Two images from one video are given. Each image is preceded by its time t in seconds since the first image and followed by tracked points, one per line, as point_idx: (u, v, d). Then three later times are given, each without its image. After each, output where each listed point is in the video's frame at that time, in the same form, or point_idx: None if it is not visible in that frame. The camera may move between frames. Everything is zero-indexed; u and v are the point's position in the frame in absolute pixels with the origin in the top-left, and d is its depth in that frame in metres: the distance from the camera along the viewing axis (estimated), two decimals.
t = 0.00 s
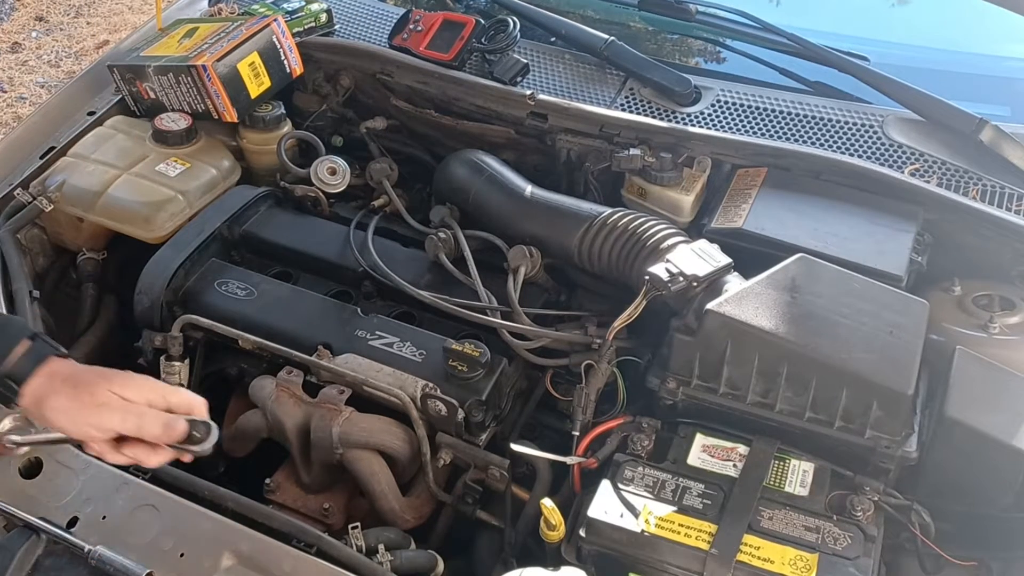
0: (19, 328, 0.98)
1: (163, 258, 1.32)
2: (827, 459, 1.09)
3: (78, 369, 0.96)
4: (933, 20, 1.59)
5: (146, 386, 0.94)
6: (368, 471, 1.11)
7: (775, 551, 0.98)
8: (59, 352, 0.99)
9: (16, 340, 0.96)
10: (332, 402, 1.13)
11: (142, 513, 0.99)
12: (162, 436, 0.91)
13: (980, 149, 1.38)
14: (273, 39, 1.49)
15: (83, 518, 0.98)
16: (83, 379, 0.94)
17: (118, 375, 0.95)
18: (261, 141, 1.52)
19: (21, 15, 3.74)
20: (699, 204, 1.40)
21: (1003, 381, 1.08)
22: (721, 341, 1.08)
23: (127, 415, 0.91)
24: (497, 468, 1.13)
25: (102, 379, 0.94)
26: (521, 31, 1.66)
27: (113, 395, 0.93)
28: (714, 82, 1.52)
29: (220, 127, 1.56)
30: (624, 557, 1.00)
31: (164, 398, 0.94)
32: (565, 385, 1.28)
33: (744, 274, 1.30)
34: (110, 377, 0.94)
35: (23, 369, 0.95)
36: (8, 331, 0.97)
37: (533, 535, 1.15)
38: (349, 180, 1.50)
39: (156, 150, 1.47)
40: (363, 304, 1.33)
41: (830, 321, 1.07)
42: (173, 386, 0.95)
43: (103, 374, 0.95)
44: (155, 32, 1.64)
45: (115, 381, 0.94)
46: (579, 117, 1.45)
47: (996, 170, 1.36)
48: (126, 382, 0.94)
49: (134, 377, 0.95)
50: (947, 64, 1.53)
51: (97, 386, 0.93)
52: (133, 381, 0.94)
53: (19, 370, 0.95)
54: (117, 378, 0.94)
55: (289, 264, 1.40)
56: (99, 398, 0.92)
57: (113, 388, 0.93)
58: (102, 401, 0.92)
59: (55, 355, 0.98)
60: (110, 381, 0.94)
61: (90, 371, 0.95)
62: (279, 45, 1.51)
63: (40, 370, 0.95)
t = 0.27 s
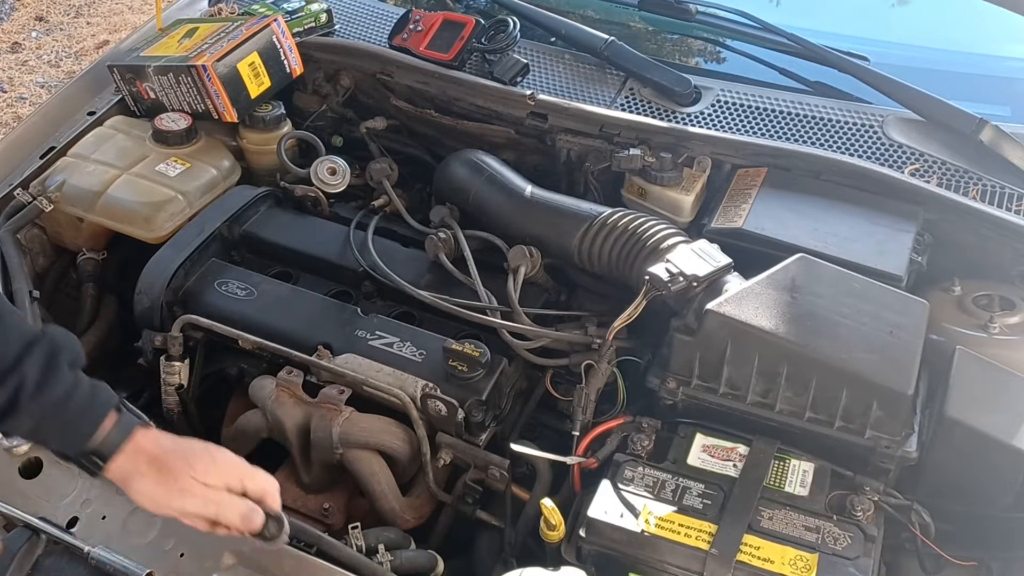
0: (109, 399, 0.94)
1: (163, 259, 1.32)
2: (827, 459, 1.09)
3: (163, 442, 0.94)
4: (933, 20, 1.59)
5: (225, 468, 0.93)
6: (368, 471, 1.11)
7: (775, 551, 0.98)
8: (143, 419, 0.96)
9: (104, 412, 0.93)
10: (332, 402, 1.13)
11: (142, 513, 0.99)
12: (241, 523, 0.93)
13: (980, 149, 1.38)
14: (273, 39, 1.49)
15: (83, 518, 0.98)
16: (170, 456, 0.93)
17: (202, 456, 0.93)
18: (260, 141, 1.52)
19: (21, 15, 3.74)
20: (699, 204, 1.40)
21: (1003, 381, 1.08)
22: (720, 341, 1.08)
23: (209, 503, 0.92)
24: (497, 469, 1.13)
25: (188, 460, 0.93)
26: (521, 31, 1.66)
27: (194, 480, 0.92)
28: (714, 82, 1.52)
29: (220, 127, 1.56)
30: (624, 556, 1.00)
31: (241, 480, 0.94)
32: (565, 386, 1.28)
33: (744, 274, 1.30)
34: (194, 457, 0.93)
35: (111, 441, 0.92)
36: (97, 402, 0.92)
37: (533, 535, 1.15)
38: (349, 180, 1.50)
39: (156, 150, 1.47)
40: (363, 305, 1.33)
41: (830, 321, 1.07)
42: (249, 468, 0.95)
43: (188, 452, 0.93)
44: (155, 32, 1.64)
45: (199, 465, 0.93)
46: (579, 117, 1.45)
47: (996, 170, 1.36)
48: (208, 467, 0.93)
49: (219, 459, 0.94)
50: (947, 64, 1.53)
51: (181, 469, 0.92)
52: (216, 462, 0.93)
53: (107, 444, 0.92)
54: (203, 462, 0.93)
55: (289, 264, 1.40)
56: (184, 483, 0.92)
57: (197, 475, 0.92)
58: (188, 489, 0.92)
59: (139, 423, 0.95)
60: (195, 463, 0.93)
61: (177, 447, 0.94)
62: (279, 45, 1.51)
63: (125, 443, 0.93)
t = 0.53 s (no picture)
0: (148, 457, 0.94)
1: (163, 259, 1.32)
2: (827, 459, 1.09)
3: (198, 502, 0.96)
4: (933, 20, 1.59)
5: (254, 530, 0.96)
6: (368, 471, 1.11)
7: (775, 551, 0.98)
8: (179, 475, 0.97)
9: (143, 472, 0.93)
10: (332, 402, 1.13)
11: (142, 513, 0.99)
12: None
13: (980, 149, 1.38)
14: (273, 39, 1.49)
15: (83, 518, 0.99)
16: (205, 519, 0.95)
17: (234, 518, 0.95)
18: (260, 141, 1.52)
19: (21, 15, 3.75)
20: (699, 204, 1.40)
21: (1003, 381, 1.08)
22: (720, 341, 1.08)
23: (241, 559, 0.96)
24: (497, 468, 1.13)
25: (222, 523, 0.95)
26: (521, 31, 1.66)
27: (225, 542, 0.94)
28: (714, 82, 1.52)
29: (220, 128, 1.56)
30: (624, 556, 1.00)
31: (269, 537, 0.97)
32: (565, 386, 1.28)
33: (744, 274, 1.30)
34: (228, 520, 0.95)
35: (150, 503, 0.94)
36: (138, 463, 0.92)
37: (533, 535, 1.15)
38: (349, 180, 1.50)
39: (156, 150, 1.47)
40: (363, 305, 1.33)
41: (830, 321, 1.07)
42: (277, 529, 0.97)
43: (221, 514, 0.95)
44: (155, 32, 1.64)
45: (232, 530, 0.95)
46: (579, 117, 1.45)
47: (996, 170, 1.36)
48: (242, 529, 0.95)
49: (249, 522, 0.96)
50: (947, 64, 1.53)
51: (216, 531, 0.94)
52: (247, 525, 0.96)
53: (147, 507, 0.94)
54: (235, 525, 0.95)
55: (289, 264, 1.40)
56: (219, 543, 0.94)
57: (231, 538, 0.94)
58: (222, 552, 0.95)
59: (177, 480, 0.97)
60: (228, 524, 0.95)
61: (211, 508, 0.96)
62: (279, 45, 1.51)
63: (164, 504, 0.95)
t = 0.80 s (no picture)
0: (135, 484, 0.94)
1: (163, 259, 1.32)
2: (827, 459, 1.09)
3: (183, 522, 0.97)
4: (934, 20, 1.59)
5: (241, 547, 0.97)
6: (368, 471, 1.11)
7: (775, 551, 0.98)
8: (163, 498, 0.97)
9: (131, 500, 0.94)
10: (332, 402, 1.13)
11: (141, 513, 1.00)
12: None
13: (980, 149, 1.38)
14: (273, 39, 1.49)
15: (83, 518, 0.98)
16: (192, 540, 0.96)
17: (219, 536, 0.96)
18: (260, 141, 1.52)
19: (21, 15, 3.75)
20: (699, 204, 1.40)
21: (1003, 381, 1.08)
22: (721, 341, 1.08)
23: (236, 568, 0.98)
24: (497, 469, 1.13)
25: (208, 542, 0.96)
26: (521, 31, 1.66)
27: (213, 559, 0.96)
28: (714, 82, 1.52)
29: (220, 128, 1.56)
30: (624, 556, 1.00)
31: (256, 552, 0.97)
32: (565, 386, 1.28)
33: (744, 274, 1.30)
34: (212, 539, 0.96)
35: (136, 532, 0.94)
36: (126, 492, 0.93)
37: (533, 536, 1.15)
38: (349, 180, 1.50)
39: (156, 150, 1.47)
40: (363, 304, 1.33)
41: (830, 321, 1.07)
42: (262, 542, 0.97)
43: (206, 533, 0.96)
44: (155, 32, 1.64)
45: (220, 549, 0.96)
46: (579, 117, 1.45)
47: (996, 170, 1.36)
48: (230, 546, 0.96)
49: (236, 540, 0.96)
50: (947, 64, 1.53)
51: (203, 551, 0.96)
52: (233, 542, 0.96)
53: (133, 536, 0.94)
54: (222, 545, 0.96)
55: (289, 264, 1.40)
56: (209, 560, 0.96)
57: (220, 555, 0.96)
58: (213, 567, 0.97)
59: (162, 503, 0.97)
60: (214, 544, 0.96)
61: (196, 529, 0.96)
62: (279, 45, 1.51)
63: (151, 530, 0.95)
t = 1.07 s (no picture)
0: (124, 501, 0.95)
1: (163, 259, 1.32)
2: (827, 459, 1.09)
3: (165, 538, 0.96)
4: (934, 20, 1.59)
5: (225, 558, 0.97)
6: (368, 471, 1.11)
7: (776, 551, 0.98)
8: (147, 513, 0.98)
9: (120, 519, 0.94)
10: (332, 402, 1.13)
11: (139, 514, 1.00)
12: None
13: (980, 149, 1.38)
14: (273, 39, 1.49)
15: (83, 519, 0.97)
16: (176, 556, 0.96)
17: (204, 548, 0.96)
18: (260, 141, 1.52)
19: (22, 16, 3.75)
20: (699, 204, 1.40)
21: (1003, 382, 1.08)
22: (721, 341, 1.08)
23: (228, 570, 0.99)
24: (497, 469, 1.13)
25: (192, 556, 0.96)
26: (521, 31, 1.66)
27: (199, 571, 0.97)
28: (714, 82, 1.52)
29: (220, 128, 1.56)
30: (624, 556, 1.00)
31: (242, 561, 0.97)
32: (565, 386, 1.28)
33: (744, 274, 1.30)
34: (194, 555, 0.96)
35: (124, 547, 0.95)
36: (116, 510, 0.94)
37: (533, 536, 1.15)
38: (349, 180, 1.50)
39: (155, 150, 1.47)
40: (363, 304, 1.33)
41: (830, 321, 1.07)
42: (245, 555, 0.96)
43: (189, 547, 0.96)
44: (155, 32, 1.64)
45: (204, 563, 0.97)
46: (579, 117, 1.45)
47: (996, 170, 1.36)
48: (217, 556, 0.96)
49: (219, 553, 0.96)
50: (947, 63, 1.53)
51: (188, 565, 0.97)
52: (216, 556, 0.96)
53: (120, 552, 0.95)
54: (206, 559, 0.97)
55: (289, 264, 1.40)
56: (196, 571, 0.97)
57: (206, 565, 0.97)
58: None
59: (145, 519, 0.97)
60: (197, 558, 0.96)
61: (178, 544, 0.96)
62: (279, 45, 1.50)
63: (135, 547, 0.95)
